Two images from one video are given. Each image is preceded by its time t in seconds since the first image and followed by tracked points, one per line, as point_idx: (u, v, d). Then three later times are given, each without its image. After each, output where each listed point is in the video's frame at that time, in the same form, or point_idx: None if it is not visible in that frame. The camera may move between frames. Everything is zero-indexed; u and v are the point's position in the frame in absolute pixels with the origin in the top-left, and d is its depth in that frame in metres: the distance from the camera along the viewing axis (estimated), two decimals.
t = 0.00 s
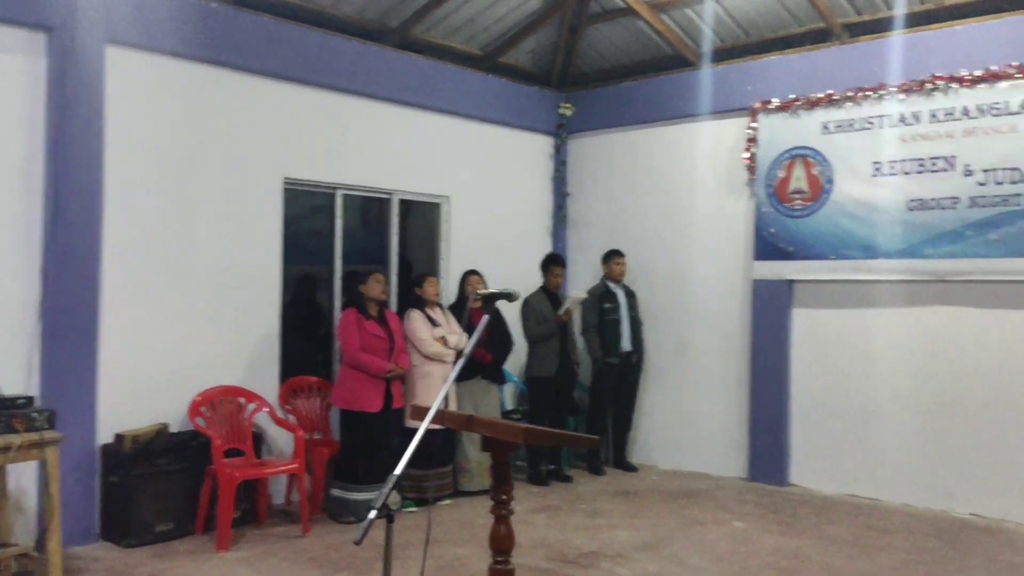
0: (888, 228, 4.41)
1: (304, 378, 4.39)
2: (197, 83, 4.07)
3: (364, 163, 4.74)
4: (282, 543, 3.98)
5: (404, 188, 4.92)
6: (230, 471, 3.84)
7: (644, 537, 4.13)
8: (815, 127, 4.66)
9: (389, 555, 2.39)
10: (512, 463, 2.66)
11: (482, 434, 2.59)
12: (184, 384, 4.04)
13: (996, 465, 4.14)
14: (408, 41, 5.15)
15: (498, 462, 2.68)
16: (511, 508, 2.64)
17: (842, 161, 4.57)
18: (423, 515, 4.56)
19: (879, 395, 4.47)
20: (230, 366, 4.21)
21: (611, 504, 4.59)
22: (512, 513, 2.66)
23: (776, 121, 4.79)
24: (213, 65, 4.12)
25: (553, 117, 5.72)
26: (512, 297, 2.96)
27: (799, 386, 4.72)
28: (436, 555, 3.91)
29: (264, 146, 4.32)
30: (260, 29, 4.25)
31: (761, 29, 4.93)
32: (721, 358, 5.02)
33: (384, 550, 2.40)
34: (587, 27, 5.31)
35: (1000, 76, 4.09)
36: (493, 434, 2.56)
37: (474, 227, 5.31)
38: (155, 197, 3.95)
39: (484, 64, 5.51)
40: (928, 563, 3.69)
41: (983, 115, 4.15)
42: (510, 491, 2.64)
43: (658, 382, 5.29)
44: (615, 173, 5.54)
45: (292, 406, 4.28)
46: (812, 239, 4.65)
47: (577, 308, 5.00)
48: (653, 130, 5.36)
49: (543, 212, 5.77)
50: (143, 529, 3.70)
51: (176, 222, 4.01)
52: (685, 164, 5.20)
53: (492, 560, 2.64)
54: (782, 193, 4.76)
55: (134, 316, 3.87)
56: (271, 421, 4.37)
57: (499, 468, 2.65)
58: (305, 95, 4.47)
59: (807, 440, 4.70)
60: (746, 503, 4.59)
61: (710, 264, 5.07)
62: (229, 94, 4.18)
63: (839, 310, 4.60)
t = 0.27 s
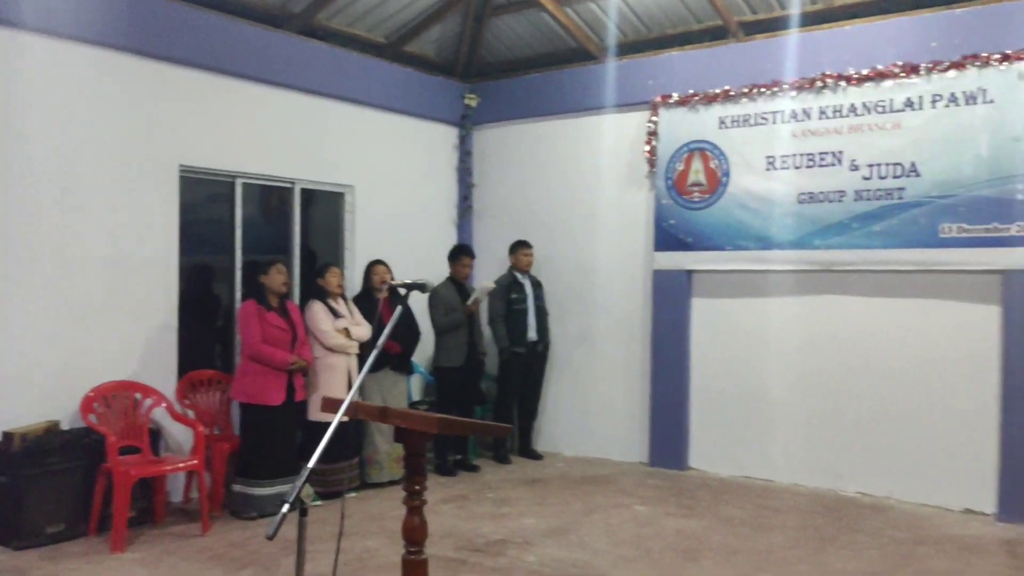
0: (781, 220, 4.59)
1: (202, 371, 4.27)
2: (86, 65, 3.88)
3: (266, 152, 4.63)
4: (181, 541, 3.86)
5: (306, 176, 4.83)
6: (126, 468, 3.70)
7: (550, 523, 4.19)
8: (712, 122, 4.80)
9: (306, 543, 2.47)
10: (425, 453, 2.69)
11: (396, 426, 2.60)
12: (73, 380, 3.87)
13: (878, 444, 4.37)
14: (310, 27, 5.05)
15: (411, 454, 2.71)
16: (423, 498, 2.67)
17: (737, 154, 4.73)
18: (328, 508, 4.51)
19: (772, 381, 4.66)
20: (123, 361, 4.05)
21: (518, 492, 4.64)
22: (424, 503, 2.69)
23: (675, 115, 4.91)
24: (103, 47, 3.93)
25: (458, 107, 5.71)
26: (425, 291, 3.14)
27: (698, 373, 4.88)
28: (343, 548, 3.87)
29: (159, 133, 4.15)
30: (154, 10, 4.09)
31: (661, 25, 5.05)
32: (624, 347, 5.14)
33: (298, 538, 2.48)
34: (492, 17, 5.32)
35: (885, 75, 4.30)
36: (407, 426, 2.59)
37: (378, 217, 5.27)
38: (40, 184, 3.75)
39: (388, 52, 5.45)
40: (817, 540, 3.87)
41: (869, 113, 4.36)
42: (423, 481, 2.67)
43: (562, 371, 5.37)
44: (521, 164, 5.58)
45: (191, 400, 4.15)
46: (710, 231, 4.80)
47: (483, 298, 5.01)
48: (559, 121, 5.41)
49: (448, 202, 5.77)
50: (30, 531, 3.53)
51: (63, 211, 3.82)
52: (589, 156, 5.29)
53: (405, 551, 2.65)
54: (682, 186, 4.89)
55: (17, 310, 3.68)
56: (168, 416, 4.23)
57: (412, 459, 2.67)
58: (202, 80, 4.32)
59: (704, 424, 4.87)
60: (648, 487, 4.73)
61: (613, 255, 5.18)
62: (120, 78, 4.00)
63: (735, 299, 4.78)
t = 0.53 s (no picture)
0: (681, 215, 4.73)
1: (94, 368, 4.10)
2: None
3: (164, 142, 4.49)
4: (75, 545, 3.71)
5: (205, 167, 4.70)
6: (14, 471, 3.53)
7: (459, 515, 4.21)
8: (616, 118, 4.91)
9: (214, 547, 2.41)
10: (337, 449, 2.63)
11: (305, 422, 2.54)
12: None
13: (772, 431, 4.56)
14: (210, 14, 4.91)
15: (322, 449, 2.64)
16: (335, 494, 2.61)
17: (640, 151, 4.86)
18: (231, 507, 4.41)
19: (673, 371, 4.81)
20: (8, 359, 3.86)
21: (426, 486, 4.65)
22: (336, 501, 2.63)
23: (579, 111, 5.01)
24: None
25: (364, 99, 5.66)
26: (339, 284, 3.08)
27: (602, 364, 4.99)
28: (248, 547, 3.80)
29: (48, 120, 3.97)
30: None
31: (566, 22, 5.12)
32: (531, 339, 5.22)
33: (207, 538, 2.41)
34: (398, 9, 5.29)
35: (779, 76, 4.47)
36: (317, 422, 2.53)
37: (282, 210, 5.18)
38: None
39: (292, 41, 5.35)
40: (716, 524, 4.01)
41: (764, 112, 4.53)
42: (334, 478, 2.62)
43: (470, 364, 5.42)
44: (428, 157, 5.57)
45: (83, 398, 3.99)
46: (613, 225, 4.91)
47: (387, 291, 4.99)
48: (467, 115, 5.42)
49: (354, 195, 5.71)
50: None
51: None
52: (498, 150, 5.32)
53: (316, 548, 2.58)
54: (586, 181, 4.98)
55: None
56: (59, 416, 4.05)
57: (323, 455, 2.61)
58: (92, 66, 4.14)
59: (608, 414, 4.98)
60: (554, 477, 4.81)
61: (519, 248, 5.25)
62: (4, 62, 3.80)
63: (638, 292, 4.90)
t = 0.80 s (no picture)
0: (603, 213, 4.80)
1: None
2: None
3: (75, 132, 4.33)
4: None
5: (119, 158, 4.56)
6: None
7: (381, 513, 4.19)
8: (540, 117, 4.96)
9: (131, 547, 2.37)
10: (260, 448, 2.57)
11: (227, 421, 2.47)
12: None
13: (689, 425, 4.67)
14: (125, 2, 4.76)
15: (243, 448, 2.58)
16: (256, 494, 2.54)
17: (563, 149, 4.91)
18: (145, 509, 4.30)
19: (594, 366, 4.89)
20: None
21: (348, 483, 4.62)
22: (257, 500, 2.57)
23: (504, 109, 5.04)
24: None
25: (285, 92, 5.57)
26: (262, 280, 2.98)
27: (524, 361, 5.05)
28: (164, 548, 3.70)
29: None
30: None
31: (490, 19, 5.14)
32: (454, 336, 5.23)
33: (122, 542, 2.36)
34: (320, 2, 5.23)
35: (698, 78, 4.58)
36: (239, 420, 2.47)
37: (200, 203, 5.06)
38: None
39: (210, 31, 5.23)
40: (635, 517, 4.09)
41: (684, 114, 4.63)
42: (255, 477, 2.55)
43: (393, 361, 5.40)
44: (352, 152, 5.53)
45: None
46: (536, 223, 4.96)
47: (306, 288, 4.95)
48: (393, 109, 5.40)
49: (274, 189, 5.63)
50: None
51: None
52: (424, 146, 5.31)
53: (235, 549, 2.51)
54: (510, 179, 5.02)
55: None
56: None
57: (244, 454, 2.54)
58: None
59: (531, 410, 5.04)
60: (476, 473, 4.84)
61: (444, 245, 5.26)
62: None
63: (561, 288, 4.97)
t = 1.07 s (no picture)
0: (535, 215, 4.84)
1: None
2: None
3: None
4: None
5: (35, 153, 4.42)
6: None
7: (309, 515, 4.14)
8: (473, 118, 4.97)
9: (50, 551, 2.27)
10: (185, 450, 2.52)
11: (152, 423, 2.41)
12: None
13: (618, 425, 4.74)
14: None
15: (166, 449, 2.52)
16: (180, 497, 2.49)
17: (495, 151, 4.93)
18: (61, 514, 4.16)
19: (525, 367, 4.92)
20: None
21: (275, 486, 4.55)
22: (181, 503, 2.52)
23: (436, 109, 5.04)
24: None
25: (211, 87, 5.48)
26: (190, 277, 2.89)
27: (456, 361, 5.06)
28: (80, 555, 3.59)
29: None
30: None
31: (423, 19, 5.14)
32: (386, 336, 5.21)
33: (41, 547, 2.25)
34: None
35: (628, 83, 4.65)
36: (164, 422, 2.41)
37: (121, 200, 4.94)
38: None
39: (133, 24, 5.11)
40: (564, 516, 4.13)
41: (614, 118, 4.69)
42: (179, 479, 2.50)
43: (323, 362, 5.35)
44: (281, 149, 5.46)
45: None
46: (468, 223, 4.97)
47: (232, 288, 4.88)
48: (325, 108, 5.34)
49: (199, 186, 5.52)
50: None
51: None
52: (356, 145, 5.27)
53: (157, 552, 2.47)
54: (443, 179, 5.02)
55: None
56: None
57: (168, 456, 2.49)
58: None
59: (461, 411, 5.05)
60: (406, 474, 4.83)
61: (375, 245, 5.23)
62: None
63: (493, 290, 4.99)
